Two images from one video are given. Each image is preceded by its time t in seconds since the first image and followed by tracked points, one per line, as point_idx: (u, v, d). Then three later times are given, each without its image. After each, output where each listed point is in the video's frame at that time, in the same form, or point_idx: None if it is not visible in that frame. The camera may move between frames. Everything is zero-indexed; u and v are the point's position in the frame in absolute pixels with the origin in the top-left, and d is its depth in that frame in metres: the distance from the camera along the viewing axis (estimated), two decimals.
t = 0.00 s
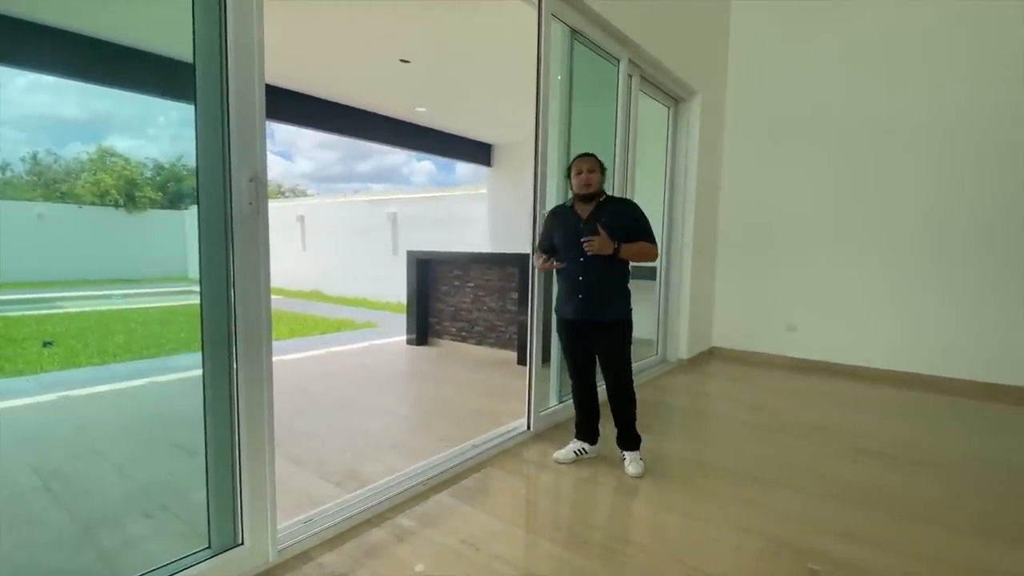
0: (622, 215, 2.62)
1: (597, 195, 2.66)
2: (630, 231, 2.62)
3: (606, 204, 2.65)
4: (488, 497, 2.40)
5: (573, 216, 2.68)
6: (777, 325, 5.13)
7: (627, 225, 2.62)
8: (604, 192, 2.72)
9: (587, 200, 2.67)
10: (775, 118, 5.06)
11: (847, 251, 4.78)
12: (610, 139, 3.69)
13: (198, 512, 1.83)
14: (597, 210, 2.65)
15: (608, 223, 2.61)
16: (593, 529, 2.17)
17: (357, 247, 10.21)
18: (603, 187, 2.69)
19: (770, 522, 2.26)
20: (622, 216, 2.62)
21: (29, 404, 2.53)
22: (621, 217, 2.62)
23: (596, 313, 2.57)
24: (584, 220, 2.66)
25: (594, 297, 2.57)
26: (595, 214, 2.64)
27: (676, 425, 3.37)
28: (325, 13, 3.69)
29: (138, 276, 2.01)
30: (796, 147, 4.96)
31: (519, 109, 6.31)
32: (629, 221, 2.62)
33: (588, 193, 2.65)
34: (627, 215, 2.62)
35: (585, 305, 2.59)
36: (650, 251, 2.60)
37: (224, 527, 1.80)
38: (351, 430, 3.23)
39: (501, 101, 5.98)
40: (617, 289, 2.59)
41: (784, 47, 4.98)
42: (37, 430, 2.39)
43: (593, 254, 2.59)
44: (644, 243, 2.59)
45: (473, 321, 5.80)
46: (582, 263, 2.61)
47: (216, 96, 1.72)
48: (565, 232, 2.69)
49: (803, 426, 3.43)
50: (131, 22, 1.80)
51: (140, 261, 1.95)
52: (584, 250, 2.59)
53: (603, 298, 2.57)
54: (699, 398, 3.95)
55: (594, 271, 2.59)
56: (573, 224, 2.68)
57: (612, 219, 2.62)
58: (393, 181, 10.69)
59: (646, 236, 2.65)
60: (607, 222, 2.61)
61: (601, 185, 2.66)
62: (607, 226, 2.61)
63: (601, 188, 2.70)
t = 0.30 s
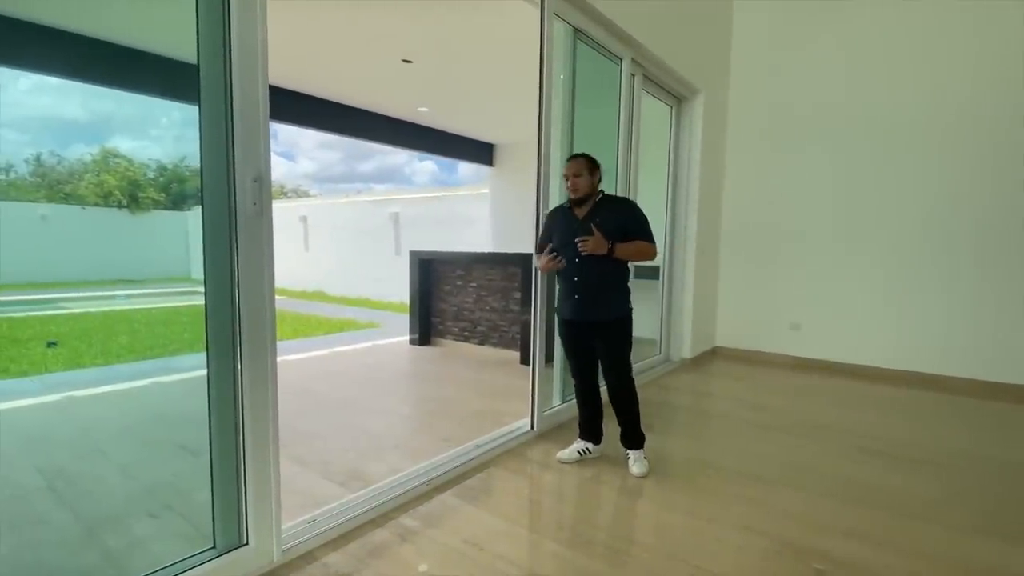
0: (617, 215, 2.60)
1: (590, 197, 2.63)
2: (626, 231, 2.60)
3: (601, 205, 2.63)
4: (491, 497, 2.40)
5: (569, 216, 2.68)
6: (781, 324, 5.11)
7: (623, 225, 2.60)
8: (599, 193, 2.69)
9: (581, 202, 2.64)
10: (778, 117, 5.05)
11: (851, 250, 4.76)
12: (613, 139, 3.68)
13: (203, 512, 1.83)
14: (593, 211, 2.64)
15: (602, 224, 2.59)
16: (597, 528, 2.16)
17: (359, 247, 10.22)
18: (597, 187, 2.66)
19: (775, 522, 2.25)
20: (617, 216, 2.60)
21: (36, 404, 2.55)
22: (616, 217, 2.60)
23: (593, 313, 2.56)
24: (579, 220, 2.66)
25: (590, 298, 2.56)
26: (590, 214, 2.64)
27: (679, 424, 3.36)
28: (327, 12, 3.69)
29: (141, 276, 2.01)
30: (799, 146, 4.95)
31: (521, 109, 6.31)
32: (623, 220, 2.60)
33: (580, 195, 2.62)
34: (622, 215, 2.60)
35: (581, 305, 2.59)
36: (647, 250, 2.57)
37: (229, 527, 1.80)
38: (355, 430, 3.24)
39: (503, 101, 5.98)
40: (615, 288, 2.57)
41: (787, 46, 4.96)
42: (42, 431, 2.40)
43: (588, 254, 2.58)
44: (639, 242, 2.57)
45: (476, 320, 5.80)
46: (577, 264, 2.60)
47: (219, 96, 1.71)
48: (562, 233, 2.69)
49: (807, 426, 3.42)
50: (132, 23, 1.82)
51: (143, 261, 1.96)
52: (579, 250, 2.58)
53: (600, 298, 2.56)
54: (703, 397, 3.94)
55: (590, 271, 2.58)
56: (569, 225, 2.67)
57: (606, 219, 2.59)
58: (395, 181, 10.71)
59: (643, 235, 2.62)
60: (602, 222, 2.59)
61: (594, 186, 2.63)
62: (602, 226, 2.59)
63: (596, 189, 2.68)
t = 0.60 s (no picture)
0: (614, 214, 2.55)
1: (589, 196, 2.61)
2: (622, 228, 2.55)
3: (598, 204, 2.60)
4: (496, 497, 2.40)
5: (567, 216, 2.66)
6: (787, 324, 5.09)
7: (619, 225, 2.54)
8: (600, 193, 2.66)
9: (581, 201, 2.63)
10: (783, 116, 5.03)
11: (857, 249, 4.73)
12: (618, 139, 3.68)
13: (211, 512, 1.84)
14: (589, 211, 2.61)
15: (598, 223, 2.55)
16: (602, 529, 2.16)
17: (363, 248, 10.25)
18: (598, 187, 2.63)
19: (782, 523, 2.24)
20: (614, 215, 2.55)
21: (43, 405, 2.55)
22: (612, 215, 2.55)
23: (589, 313, 2.52)
24: (576, 220, 2.63)
25: (587, 298, 2.52)
26: (587, 214, 2.61)
27: (684, 425, 3.35)
28: (332, 12, 3.70)
29: (146, 278, 2.01)
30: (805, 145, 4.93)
31: (525, 108, 6.31)
32: (620, 219, 2.55)
33: (581, 195, 2.62)
34: (618, 214, 2.55)
35: (578, 306, 2.56)
36: (644, 250, 2.50)
37: (236, 527, 1.81)
38: (360, 430, 3.25)
39: (507, 101, 5.98)
40: (613, 287, 2.52)
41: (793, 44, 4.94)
42: (49, 431, 2.41)
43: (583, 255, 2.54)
44: (635, 241, 2.50)
45: (480, 320, 5.80)
46: (574, 264, 2.57)
47: (226, 97, 1.73)
48: (560, 232, 2.66)
49: (813, 426, 3.40)
50: (131, 23, 1.83)
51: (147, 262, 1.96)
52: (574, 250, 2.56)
53: (598, 297, 2.52)
54: (708, 397, 3.93)
55: (585, 271, 2.54)
56: (566, 225, 2.65)
57: (603, 218, 2.55)
58: (399, 181, 10.73)
59: (640, 233, 2.56)
60: (598, 221, 2.55)
61: (595, 186, 2.61)
62: (597, 226, 2.54)
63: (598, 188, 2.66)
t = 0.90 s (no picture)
0: (617, 213, 2.51)
1: (594, 195, 2.57)
2: (625, 228, 2.50)
3: (602, 204, 2.55)
4: (505, 497, 2.40)
5: (570, 216, 2.61)
6: (796, 324, 5.05)
7: (622, 225, 2.50)
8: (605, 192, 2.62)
9: (586, 199, 2.59)
10: (793, 115, 4.98)
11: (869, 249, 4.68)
12: (627, 139, 3.67)
13: (222, 511, 1.85)
14: (593, 210, 2.56)
15: (601, 223, 2.50)
16: (611, 530, 2.15)
17: (372, 248, 10.29)
18: (603, 186, 2.60)
19: (793, 525, 2.22)
20: (617, 215, 2.50)
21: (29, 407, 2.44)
22: (615, 215, 2.50)
23: (589, 314, 2.46)
24: (578, 219, 2.58)
25: (588, 299, 2.47)
26: (589, 213, 2.56)
27: (693, 426, 3.33)
28: (341, 13, 3.72)
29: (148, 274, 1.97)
30: (815, 144, 4.88)
31: (533, 108, 6.30)
32: (623, 219, 2.50)
33: (586, 193, 2.57)
34: (621, 214, 2.50)
35: (581, 308, 2.50)
36: (647, 251, 2.45)
37: (247, 526, 1.82)
38: (369, 429, 3.26)
39: (515, 101, 5.98)
40: (614, 289, 2.46)
41: (803, 42, 4.89)
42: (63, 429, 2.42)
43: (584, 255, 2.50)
44: (638, 243, 2.45)
45: (488, 321, 5.80)
46: (576, 265, 2.53)
47: (238, 100, 1.76)
48: (563, 232, 2.62)
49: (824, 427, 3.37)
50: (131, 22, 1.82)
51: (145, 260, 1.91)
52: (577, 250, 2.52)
53: (599, 298, 2.46)
54: (717, 398, 3.91)
55: (586, 272, 2.49)
56: (568, 225, 2.61)
57: (606, 218, 2.50)
58: (407, 181, 10.76)
59: (643, 233, 2.51)
60: (600, 220, 2.50)
61: (601, 185, 2.58)
62: (600, 226, 2.50)
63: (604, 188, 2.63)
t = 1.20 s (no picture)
0: (627, 216, 2.45)
1: (607, 194, 2.54)
2: (635, 231, 2.44)
3: (612, 204, 2.49)
4: (519, 496, 2.39)
5: (579, 215, 2.56)
6: (812, 325, 4.99)
7: (632, 227, 2.44)
8: (617, 192, 2.57)
9: (598, 198, 2.54)
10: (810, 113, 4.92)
11: (888, 249, 4.60)
12: (641, 138, 3.66)
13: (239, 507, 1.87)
14: (603, 210, 2.51)
15: (611, 225, 2.45)
16: (626, 530, 2.13)
17: (384, 247, 10.37)
18: (616, 186, 2.55)
19: (811, 527, 2.19)
20: (628, 217, 2.44)
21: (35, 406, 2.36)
22: (627, 216, 2.44)
23: (591, 318, 2.43)
24: (588, 218, 2.52)
25: (592, 302, 2.43)
26: (600, 212, 2.51)
27: (707, 427, 3.30)
28: (356, 13, 3.75)
29: (158, 271, 1.97)
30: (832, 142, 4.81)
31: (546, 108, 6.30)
32: (634, 222, 2.44)
33: (599, 191, 2.54)
34: (631, 216, 2.44)
35: (581, 310, 2.47)
36: (657, 255, 2.38)
37: (264, 521, 1.85)
38: (383, 427, 3.27)
39: (528, 101, 5.98)
40: (619, 293, 2.41)
41: (820, 38, 4.83)
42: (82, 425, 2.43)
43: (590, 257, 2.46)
44: (648, 247, 2.38)
45: (501, 320, 5.81)
46: (581, 266, 2.50)
47: (257, 104, 1.79)
48: (571, 230, 2.58)
49: (841, 429, 3.32)
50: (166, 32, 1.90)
51: (163, 259, 1.95)
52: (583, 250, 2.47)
53: (603, 303, 2.41)
54: (731, 399, 3.87)
55: (591, 275, 2.45)
56: (578, 224, 2.56)
57: (615, 220, 2.45)
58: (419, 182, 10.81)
59: (654, 237, 2.45)
60: (610, 222, 2.46)
61: (613, 184, 2.54)
62: (610, 227, 2.45)
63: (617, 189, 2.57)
